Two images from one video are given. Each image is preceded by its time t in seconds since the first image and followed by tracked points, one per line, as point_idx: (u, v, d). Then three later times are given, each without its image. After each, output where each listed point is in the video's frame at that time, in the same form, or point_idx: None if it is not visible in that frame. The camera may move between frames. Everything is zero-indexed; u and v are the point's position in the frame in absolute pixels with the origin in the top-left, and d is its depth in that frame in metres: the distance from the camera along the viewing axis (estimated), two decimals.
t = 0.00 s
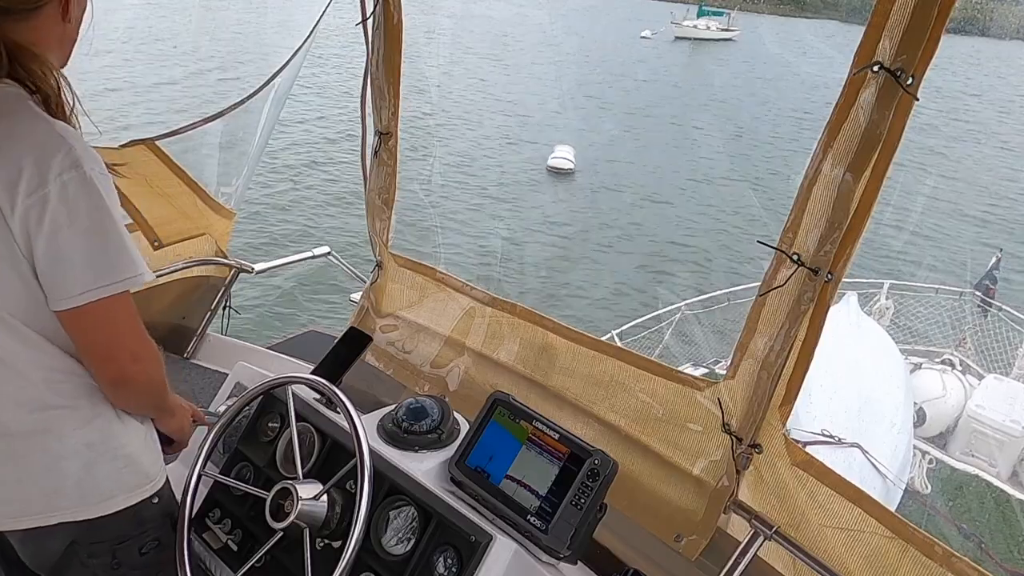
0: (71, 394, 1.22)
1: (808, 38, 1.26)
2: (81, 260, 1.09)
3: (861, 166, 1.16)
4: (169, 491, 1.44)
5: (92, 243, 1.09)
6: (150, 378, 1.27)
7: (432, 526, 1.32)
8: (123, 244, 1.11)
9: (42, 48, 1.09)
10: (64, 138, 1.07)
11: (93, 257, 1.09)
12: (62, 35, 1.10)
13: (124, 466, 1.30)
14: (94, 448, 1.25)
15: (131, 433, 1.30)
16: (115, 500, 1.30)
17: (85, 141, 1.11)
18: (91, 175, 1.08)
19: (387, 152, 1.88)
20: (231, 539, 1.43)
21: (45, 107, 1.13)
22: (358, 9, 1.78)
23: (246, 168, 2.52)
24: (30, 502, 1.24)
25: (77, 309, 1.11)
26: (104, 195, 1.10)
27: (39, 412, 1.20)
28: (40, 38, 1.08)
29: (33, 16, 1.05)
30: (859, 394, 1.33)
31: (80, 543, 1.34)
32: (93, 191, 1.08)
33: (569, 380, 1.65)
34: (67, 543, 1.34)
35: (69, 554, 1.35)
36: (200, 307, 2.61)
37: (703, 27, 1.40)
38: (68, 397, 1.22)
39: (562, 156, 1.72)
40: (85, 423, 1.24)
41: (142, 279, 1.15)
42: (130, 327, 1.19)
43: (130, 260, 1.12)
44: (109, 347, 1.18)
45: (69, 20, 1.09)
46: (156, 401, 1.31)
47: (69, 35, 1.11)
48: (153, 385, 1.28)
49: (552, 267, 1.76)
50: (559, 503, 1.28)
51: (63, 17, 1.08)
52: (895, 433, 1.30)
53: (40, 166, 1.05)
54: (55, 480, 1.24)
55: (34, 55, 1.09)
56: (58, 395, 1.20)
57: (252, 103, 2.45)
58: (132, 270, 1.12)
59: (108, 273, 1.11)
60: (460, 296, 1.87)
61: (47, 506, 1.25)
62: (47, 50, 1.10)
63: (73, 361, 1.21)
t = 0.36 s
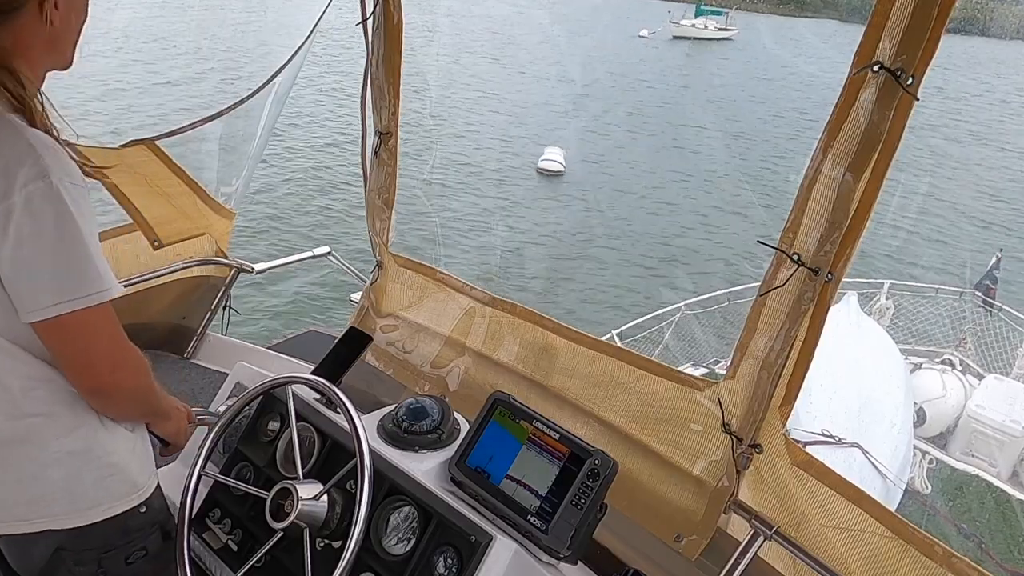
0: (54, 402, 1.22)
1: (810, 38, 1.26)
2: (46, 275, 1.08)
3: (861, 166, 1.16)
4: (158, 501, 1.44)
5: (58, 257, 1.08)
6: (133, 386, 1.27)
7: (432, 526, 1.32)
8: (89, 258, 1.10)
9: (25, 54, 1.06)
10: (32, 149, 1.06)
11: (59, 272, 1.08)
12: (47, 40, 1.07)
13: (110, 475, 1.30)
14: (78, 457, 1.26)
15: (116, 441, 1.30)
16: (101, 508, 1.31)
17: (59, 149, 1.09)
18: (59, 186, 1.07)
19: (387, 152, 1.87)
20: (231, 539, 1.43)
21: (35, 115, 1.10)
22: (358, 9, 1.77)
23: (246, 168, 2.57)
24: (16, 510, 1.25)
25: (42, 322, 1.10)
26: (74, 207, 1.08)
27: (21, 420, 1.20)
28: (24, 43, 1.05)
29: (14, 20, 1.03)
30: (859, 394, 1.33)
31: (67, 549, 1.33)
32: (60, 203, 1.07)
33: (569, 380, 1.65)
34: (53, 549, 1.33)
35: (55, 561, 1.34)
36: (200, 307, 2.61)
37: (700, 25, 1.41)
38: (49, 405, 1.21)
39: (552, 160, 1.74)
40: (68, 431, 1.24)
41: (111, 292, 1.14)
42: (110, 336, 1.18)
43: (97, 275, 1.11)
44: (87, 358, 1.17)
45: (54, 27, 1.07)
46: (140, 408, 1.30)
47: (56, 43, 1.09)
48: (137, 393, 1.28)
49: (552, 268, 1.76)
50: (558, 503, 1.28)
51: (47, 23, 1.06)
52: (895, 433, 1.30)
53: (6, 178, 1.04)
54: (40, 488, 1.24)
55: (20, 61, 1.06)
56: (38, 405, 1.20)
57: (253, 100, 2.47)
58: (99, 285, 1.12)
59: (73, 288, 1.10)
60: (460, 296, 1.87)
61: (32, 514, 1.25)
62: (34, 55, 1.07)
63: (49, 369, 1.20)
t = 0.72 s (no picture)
0: (44, 406, 1.21)
1: (810, 38, 1.26)
2: (23, 284, 1.07)
3: (862, 166, 1.16)
4: (153, 503, 1.43)
5: (35, 267, 1.07)
6: (123, 392, 1.25)
7: (432, 526, 1.32)
8: (66, 267, 1.09)
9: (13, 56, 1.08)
10: (15, 158, 1.06)
11: (34, 282, 1.07)
12: (34, 40, 1.08)
13: (101, 479, 1.30)
14: (70, 461, 1.26)
15: (109, 445, 1.30)
16: (92, 512, 1.31)
17: (44, 157, 1.09)
18: (39, 194, 1.07)
19: (387, 152, 1.87)
20: (231, 539, 1.43)
21: (23, 118, 1.12)
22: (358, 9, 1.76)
23: (246, 169, 2.56)
24: (8, 511, 1.25)
25: (20, 331, 1.10)
26: (54, 217, 1.08)
27: (13, 423, 1.20)
28: (11, 45, 1.07)
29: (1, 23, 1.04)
30: (860, 394, 1.33)
31: (61, 551, 1.33)
32: (39, 211, 1.06)
33: (569, 380, 1.65)
34: (47, 551, 1.32)
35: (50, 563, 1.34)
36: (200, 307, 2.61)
37: (699, 24, 1.42)
38: (40, 410, 1.21)
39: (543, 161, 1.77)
40: (59, 436, 1.24)
41: (92, 304, 1.12)
42: (97, 344, 1.16)
43: (74, 286, 1.10)
44: (70, 369, 1.16)
45: (40, 28, 1.08)
46: (131, 414, 1.29)
47: (44, 43, 1.10)
48: (127, 399, 1.27)
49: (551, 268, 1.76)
50: (559, 503, 1.28)
51: (33, 24, 1.07)
52: (896, 433, 1.30)
53: None
54: (31, 491, 1.25)
55: (8, 63, 1.08)
56: (29, 408, 1.20)
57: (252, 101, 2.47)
58: (77, 296, 1.10)
59: (49, 298, 1.08)
60: (460, 296, 1.86)
61: (24, 515, 1.26)
62: (21, 57, 1.08)
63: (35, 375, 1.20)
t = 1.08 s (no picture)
0: (46, 404, 1.21)
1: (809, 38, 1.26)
2: (32, 279, 1.07)
3: (862, 166, 1.16)
4: (156, 501, 1.43)
5: (44, 261, 1.07)
6: (128, 388, 1.26)
7: (432, 526, 1.32)
8: (75, 262, 1.09)
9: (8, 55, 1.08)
10: (22, 152, 1.06)
11: (44, 277, 1.08)
12: (27, 38, 1.09)
13: (103, 478, 1.30)
14: (71, 461, 1.25)
15: (111, 444, 1.30)
16: (94, 510, 1.31)
17: (50, 153, 1.09)
18: (48, 190, 1.07)
19: (387, 152, 1.86)
20: (231, 539, 1.43)
21: (28, 119, 1.12)
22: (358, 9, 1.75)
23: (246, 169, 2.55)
24: (10, 510, 1.26)
25: (28, 326, 1.10)
26: (62, 212, 1.08)
27: (15, 421, 1.20)
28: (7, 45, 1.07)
29: None
30: (859, 394, 1.33)
31: (63, 550, 1.33)
32: (48, 208, 1.07)
33: (569, 380, 1.64)
34: (49, 549, 1.33)
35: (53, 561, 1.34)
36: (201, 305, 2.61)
37: (695, 24, 1.44)
38: (43, 408, 1.21)
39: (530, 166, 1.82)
40: (61, 435, 1.24)
41: (101, 298, 1.13)
42: (105, 340, 1.17)
43: (83, 280, 1.10)
44: (77, 362, 1.16)
45: (31, 26, 1.08)
46: (136, 410, 1.30)
47: (39, 41, 1.10)
48: (132, 395, 1.27)
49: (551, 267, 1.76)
50: (559, 503, 1.28)
51: (22, 23, 1.07)
52: (896, 433, 1.30)
53: None
54: (33, 489, 1.25)
55: (7, 66, 1.09)
56: (33, 407, 1.21)
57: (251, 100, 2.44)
58: (86, 290, 1.11)
59: (59, 292, 1.09)
60: (460, 296, 1.86)
61: (26, 514, 1.26)
62: (20, 58, 1.09)
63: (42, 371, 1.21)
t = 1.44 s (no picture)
0: (53, 398, 1.22)
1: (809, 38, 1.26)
2: (45, 271, 1.07)
3: (862, 166, 1.16)
4: (161, 496, 1.43)
5: (57, 254, 1.07)
6: (134, 384, 1.26)
7: (432, 526, 1.32)
8: (88, 256, 1.10)
9: (17, 53, 1.09)
10: (36, 146, 1.06)
11: (57, 269, 1.08)
12: (34, 37, 1.09)
13: (110, 472, 1.29)
14: (78, 454, 1.25)
15: (119, 438, 1.30)
16: (101, 504, 1.30)
17: (61, 147, 1.09)
18: (61, 184, 1.07)
19: (387, 152, 1.85)
20: (231, 539, 1.43)
21: (38, 116, 1.12)
22: (358, 9, 1.75)
23: (247, 169, 2.55)
24: (17, 505, 1.25)
25: (40, 319, 1.10)
26: (75, 205, 1.08)
27: (22, 415, 1.20)
28: (16, 44, 1.08)
29: None
30: (859, 394, 1.33)
31: (71, 543, 1.34)
32: (61, 202, 1.07)
33: (569, 380, 1.65)
34: (56, 543, 1.33)
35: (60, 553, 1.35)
36: (200, 305, 2.61)
37: (693, 24, 1.45)
38: (50, 402, 1.22)
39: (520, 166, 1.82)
40: (68, 428, 1.24)
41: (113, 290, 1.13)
42: (113, 335, 1.18)
43: (95, 272, 1.11)
44: (84, 356, 1.16)
45: (39, 25, 1.08)
46: (140, 407, 1.30)
47: (47, 38, 1.10)
48: (137, 391, 1.27)
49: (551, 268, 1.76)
50: (559, 503, 1.28)
51: (29, 22, 1.07)
52: (896, 433, 1.30)
53: (8, 174, 1.05)
54: (41, 483, 1.24)
55: (14, 63, 1.09)
56: (40, 400, 1.21)
57: (251, 101, 2.45)
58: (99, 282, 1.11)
59: (72, 285, 1.09)
60: (460, 296, 1.86)
61: (34, 508, 1.26)
62: (27, 56, 1.10)
63: (51, 364, 1.21)
